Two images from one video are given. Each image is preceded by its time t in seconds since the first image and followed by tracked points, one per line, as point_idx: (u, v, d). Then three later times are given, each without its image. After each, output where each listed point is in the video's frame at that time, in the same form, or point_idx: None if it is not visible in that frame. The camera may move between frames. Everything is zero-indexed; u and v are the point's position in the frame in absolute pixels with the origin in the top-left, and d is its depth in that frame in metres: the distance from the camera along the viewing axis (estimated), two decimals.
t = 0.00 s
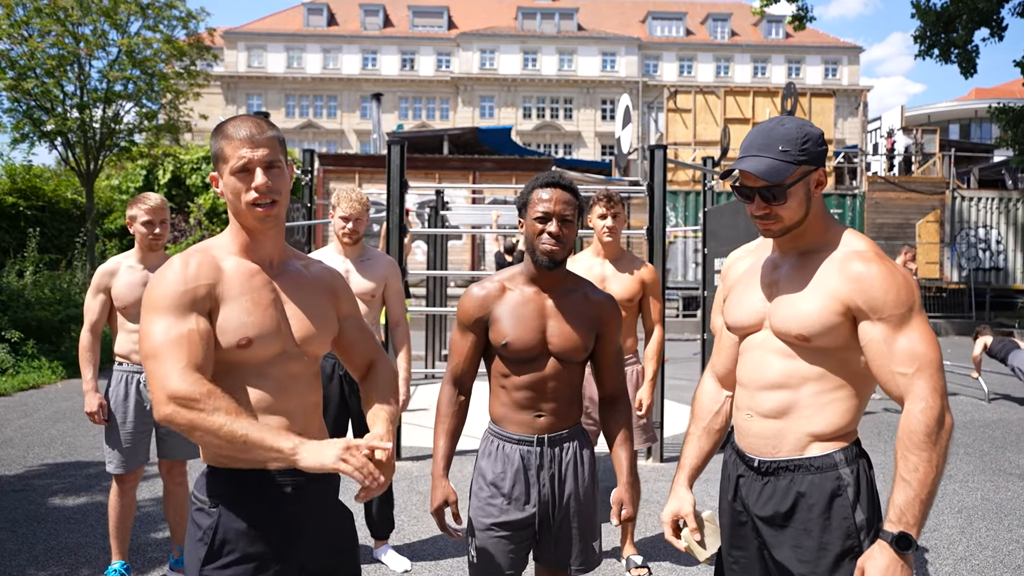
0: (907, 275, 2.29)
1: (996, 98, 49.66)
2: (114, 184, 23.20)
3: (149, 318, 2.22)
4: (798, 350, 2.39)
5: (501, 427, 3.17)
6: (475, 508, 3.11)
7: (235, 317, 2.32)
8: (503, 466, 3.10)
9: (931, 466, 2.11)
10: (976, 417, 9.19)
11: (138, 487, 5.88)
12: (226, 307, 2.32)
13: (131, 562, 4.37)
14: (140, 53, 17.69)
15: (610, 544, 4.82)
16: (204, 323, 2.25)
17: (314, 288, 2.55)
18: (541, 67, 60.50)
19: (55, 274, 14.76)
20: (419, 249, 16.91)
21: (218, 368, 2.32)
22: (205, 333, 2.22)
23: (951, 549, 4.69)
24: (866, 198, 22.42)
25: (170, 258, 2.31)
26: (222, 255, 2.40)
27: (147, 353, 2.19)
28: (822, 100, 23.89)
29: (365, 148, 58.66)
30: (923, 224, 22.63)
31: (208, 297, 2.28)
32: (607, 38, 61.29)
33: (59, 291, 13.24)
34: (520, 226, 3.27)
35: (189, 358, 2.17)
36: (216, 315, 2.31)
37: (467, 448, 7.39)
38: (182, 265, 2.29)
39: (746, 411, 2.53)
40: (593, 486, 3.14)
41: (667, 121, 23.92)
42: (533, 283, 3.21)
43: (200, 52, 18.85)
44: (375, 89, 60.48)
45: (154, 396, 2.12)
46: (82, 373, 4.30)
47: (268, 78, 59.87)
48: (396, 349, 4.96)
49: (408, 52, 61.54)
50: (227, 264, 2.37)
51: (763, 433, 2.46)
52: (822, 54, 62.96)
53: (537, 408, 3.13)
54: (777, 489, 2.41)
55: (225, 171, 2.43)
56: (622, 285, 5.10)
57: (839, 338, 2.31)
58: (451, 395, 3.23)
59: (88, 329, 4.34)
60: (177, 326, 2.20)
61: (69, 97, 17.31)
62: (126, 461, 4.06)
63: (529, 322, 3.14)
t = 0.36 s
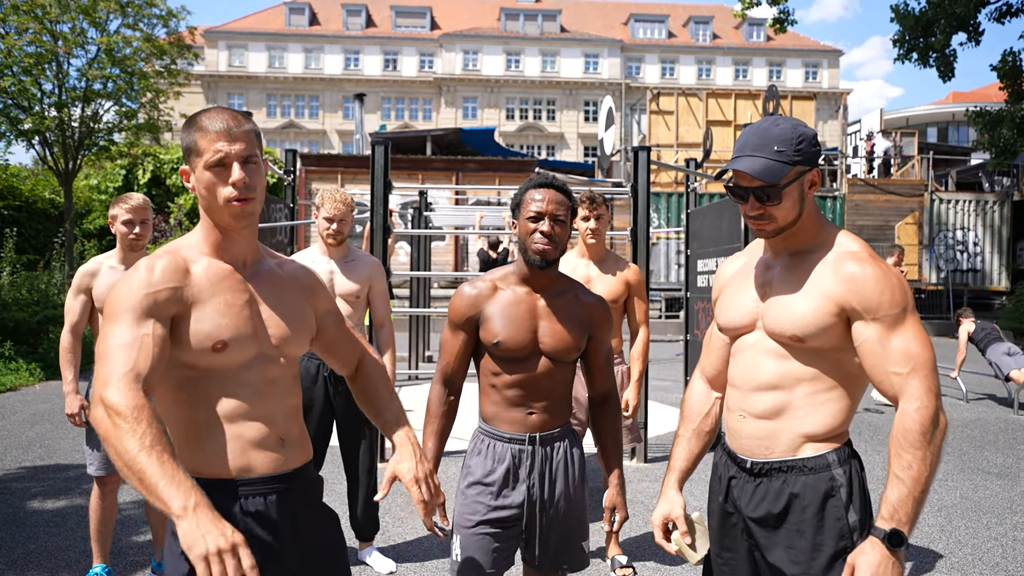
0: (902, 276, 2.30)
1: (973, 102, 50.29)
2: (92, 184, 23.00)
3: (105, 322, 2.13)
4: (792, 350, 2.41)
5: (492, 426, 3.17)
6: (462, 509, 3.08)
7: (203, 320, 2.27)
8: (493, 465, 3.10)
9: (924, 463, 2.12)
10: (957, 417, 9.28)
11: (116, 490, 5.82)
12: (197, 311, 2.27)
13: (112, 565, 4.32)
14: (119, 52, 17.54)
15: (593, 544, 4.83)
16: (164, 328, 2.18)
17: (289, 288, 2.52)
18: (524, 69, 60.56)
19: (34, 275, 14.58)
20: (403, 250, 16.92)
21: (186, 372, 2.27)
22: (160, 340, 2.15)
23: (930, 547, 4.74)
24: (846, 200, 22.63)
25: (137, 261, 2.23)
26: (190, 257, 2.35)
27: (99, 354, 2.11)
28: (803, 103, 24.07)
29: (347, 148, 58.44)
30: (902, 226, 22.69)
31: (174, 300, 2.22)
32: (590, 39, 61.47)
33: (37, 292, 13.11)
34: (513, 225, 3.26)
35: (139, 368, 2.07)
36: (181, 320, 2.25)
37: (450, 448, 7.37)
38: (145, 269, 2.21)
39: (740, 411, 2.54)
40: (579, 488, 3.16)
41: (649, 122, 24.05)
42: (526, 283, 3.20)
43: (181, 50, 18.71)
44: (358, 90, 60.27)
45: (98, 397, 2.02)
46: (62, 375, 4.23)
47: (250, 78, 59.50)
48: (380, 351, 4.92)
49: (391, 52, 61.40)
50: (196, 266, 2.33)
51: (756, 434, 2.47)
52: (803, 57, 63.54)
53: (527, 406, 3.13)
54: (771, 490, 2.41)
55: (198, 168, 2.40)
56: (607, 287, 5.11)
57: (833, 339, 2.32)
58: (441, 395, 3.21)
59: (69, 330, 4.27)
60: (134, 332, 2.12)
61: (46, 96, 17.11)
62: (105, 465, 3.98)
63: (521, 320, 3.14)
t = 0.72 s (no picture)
0: (879, 274, 2.34)
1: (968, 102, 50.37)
2: (87, 185, 23.00)
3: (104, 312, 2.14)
4: (772, 348, 2.43)
5: (463, 428, 3.14)
6: (439, 513, 3.07)
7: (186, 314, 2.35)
8: (466, 468, 3.07)
9: (897, 457, 2.14)
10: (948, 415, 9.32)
11: (108, 491, 5.83)
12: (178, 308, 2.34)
13: (103, 564, 4.33)
14: (114, 52, 17.53)
15: (582, 544, 4.84)
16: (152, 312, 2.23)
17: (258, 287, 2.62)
18: (520, 69, 60.60)
19: (27, 276, 14.58)
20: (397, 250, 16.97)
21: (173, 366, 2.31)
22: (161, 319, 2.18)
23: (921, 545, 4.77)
24: (840, 200, 22.67)
25: (111, 261, 2.25)
26: (169, 258, 2.39)
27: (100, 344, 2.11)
28: (797, 103, 24.12)
29: (343, 149, 58.44)
30: (896, 226, 22.56)
31: (162, 294, 2.27)
32: (586, 39, 61.54)
33: (31, 292, 13.11)
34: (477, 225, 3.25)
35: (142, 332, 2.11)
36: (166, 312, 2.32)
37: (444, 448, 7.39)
38: (127, 267, 2.24)
39: (722, 409, 2.56)
40: (552, 487, 3.15)
41: (644, 123, 24.10)
42: (493, 281, 3.20)
43: (175, 51, 18.73)
44: (353, 90, 60.21)
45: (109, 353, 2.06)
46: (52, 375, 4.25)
47: (245, 78, 59.47)
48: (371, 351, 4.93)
49: (387, 53, 61.40)
50: (172, 264, 2.38)
51: (738, 431, 2.49)
52: (798, 57, 63.67)
53: (500, 405, 3.11)
54: (751, 487, 2.43)
55: (197, 169, 2.38)
56: (597, 287, 5.13)
57: (812, 336, 2.34)
58: (408, 396, 3.21)
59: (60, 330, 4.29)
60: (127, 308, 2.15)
61: (40, 97, 17.10)
62: (96, 464, 4.02)
63: (489, 318, 3.12)
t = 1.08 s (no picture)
0: (903, 272, 2.33)
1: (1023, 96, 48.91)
2: (138, 189, 23.69)
3: (138, 325, 2.22)
4: (794, 346, 2.45)
5: (468, 427, 3.20)
6: (449, 511, 3.12)
7: (224, 318, 2.41)
8: (471, 466, 3.12)
9: (919, 455, 2.13)
10: (998, 416, 9.10)
11: (157, 484, 6.02)
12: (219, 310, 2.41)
13: (151, 554, 4.49)
14: (163, 59, 18.03)
15: (617, 542, 4.86)
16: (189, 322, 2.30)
17: (292, 289, 2.71)
18: (561, 69, 60.54)
19: (82, 277, 15.06)
20: (438, 251, 17.12)
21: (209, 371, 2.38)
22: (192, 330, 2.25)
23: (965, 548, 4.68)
24: (888, 198, 22.18)
25: (156, 261, 2.33)
26: (210, 259, 2.47)
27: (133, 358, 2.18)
28: (843, 100, 23.70)
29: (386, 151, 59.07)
30: (946, 224, 22.28)
31: (201, 297, 2.34)
32: (627, 38, 61.22)
33: (85, 292, 13.56)
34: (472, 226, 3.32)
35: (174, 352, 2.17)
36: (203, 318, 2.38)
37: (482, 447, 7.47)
38: (170, 271, 2.31)
39: (746, 406, 2.58)
40: (562, 486, 3.16)
41: (686, 122, 23.89)
42: (493, 282, 3.29)
43: (222, 57, 19.17)
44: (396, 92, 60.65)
45: (140, 381, 2.09)
46: (104, 371, 4.42)
47: (290, 82, 60.49)
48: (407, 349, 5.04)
49: (429, 55, 61.89)
50: (214, 266, 2.46)
51: (760, 428, 2.51)
52: (845, 53, 62.56)
53: (504, 406, 3.16)
54: (775, 483, 2.44)
55: (237, 170, 2.49)
56: (629, 287, 5.15)
57: (834, 334, 2.35)
58: (418, 401, 3.29)
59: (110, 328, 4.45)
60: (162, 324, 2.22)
61: (94, 103, 17.65)
62: (144, 457, 4.15)
63: (492, 318, 3.20)
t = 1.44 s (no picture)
0: (903, 268, 2.38)
1: None
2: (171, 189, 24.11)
3: (184, 315, 2.26)
4: (796, 342, 2.50)
5: (463, 423, 3.26)
6: (445, 504, 3.21)
7: (258, 312, 2.49)
8: (465, 461, 3.20)
9: (918, 449, 2.17)
10: None
11: (185, 478, 6.16)
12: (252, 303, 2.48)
13: (178, 545, 4.63)
14: (194, 62, 18.35)
15: (633, 538, 4.91)
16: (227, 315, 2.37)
17: (313, 285, 2.80)
18: (589, 68, 60.37)
19: (116, 276, 15.35)
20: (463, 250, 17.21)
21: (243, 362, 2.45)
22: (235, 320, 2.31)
23: (985, 550, 4.64)
24: (922, 195, 21.70)
25: (193, 258, 2.40)
26: (241, 255, 2.55)
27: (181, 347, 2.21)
28: (874, 96, 23.37)
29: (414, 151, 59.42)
30: (980, 223, 21.72)
31: (237, 290, 2.41)
32: (656, 36, 60.91)
33: (119, 291, 13.86)
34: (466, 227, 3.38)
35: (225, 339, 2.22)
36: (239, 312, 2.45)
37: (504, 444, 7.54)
38: (207, 266, 2.38)
39: (748, 401, 2.64)
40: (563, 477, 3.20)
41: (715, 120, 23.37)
42: (485, 282, 3.33)
43: (251, 59, 19.45)
44: (424, 92, 61.32)
45: (203, 362, 2.13)
46: (132, 367, 4.55)
47: (320, 83, 61.08)
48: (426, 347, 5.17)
49: (457, 54, 62.10)
50: (245, 262, 2.54)
51: (763, 422, 2.56)
52: (879, 48, 61.67)
53: (496, 403, 3.22)
54: (775, 476, 2.50)
55: (262, 168, 2.59)
56: (644, 285, 5.17)
57: (835, 330, 2.40)
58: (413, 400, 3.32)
59: (138, 325, 4.58)
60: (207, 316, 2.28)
61: (128, 106, 18.02)
62: (171, 450, 4.29)
63: (484, 319, 3.25)
